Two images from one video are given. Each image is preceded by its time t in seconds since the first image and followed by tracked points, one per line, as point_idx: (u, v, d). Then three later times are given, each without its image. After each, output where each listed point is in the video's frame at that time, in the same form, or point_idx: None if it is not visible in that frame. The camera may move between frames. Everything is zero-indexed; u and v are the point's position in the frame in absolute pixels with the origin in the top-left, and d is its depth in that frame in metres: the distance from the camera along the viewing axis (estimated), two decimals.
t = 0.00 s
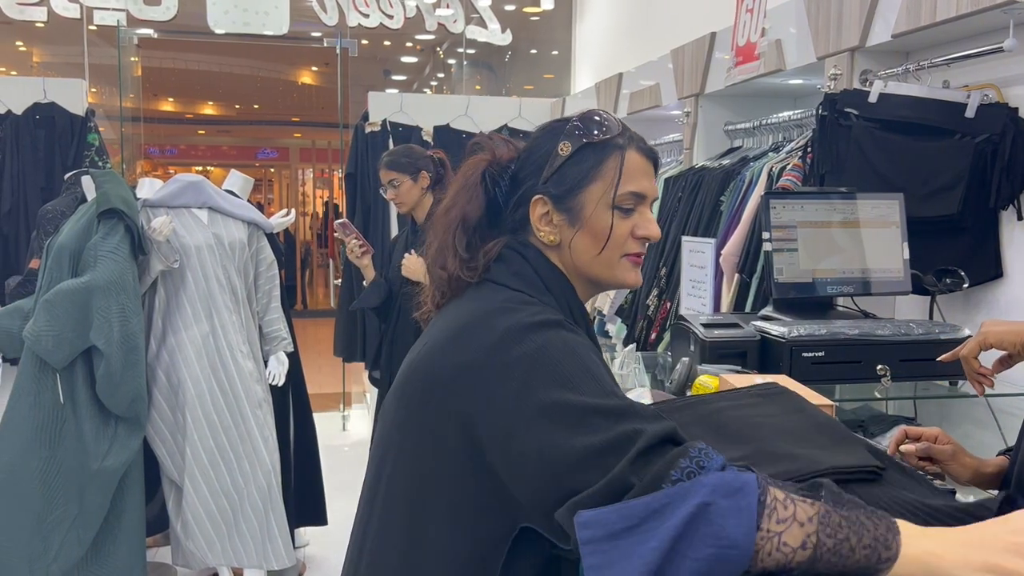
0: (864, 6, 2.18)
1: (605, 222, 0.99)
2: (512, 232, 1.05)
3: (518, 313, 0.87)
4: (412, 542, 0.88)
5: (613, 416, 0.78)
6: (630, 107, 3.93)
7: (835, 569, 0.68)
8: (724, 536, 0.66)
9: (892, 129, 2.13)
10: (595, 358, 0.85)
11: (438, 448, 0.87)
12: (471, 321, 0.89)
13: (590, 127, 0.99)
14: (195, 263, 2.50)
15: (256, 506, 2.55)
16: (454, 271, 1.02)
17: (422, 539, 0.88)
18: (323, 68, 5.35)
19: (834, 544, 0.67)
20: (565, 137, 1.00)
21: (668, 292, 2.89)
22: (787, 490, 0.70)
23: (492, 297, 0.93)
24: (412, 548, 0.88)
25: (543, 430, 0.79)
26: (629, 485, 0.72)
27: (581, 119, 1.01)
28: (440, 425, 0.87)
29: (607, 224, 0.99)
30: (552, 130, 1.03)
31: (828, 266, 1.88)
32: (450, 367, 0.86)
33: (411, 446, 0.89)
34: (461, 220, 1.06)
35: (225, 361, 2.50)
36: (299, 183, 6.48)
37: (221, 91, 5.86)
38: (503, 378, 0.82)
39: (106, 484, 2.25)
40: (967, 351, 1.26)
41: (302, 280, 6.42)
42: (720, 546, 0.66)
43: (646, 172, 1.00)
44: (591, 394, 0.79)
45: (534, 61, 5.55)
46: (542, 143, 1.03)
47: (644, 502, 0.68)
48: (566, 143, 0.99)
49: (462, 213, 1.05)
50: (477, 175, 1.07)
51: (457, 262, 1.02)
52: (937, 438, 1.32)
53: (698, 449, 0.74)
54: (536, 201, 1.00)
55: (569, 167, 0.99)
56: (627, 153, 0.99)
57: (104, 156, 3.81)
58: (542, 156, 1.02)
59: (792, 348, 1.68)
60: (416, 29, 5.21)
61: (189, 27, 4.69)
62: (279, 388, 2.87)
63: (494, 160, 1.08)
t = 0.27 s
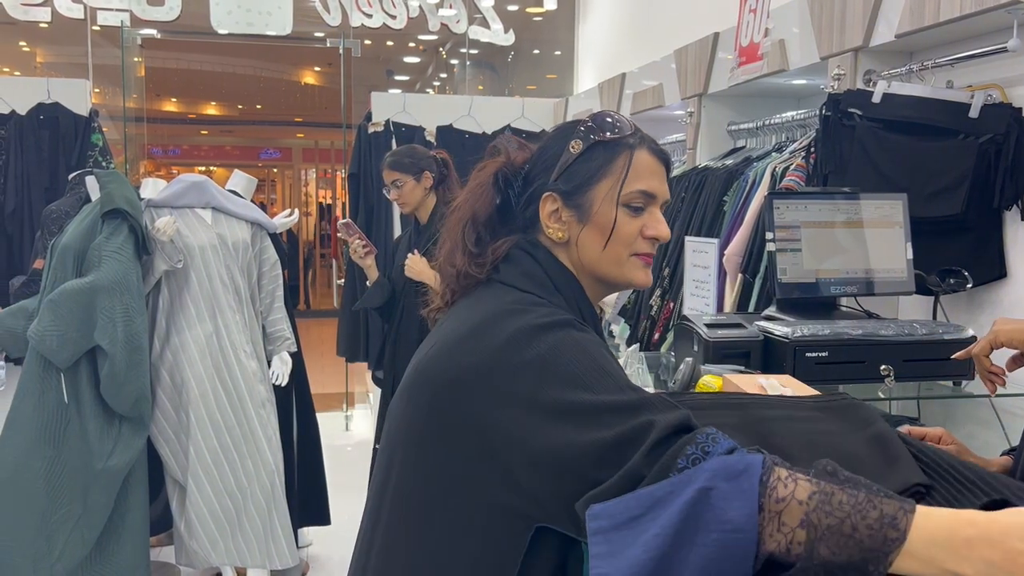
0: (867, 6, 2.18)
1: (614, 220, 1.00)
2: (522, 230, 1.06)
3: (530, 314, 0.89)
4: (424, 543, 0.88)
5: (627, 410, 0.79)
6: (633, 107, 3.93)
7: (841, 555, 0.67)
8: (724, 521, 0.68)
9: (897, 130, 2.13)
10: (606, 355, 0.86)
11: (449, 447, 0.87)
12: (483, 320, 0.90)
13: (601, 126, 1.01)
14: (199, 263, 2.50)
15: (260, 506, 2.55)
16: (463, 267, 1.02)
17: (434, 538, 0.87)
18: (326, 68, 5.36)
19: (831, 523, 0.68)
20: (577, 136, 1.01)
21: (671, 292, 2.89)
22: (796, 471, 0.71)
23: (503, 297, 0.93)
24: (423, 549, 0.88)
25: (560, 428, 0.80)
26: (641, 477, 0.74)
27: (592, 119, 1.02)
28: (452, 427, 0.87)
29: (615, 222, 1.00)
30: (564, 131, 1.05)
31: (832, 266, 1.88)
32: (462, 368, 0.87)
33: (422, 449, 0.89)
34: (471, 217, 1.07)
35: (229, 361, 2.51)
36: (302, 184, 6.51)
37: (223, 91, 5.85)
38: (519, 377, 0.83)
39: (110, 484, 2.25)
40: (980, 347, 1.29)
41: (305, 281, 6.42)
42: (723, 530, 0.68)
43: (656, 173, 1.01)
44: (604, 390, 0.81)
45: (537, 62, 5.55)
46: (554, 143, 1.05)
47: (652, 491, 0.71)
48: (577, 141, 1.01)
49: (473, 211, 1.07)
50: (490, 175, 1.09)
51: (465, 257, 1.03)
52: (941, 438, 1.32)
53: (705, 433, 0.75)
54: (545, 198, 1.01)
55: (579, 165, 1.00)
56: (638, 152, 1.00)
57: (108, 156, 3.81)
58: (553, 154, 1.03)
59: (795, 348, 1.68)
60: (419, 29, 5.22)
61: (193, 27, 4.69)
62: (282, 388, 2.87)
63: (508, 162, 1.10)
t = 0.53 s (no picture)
0: (870, 6, 2.18)
1: (621, 221, 0.99)
2: (529, 231, 1.06)
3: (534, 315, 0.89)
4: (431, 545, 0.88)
5: (632, 410, 0.80)
6: (636, 107, 3.93)
7: (862, 534, 0.70)
8: (741, 511, 0.70)
9: (900, 130, 2.13)
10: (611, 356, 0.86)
11: (453, 449, 0.87)
12: (487, 321, 0.90)
13: (609, 127, 1.00)
14: (203, 263, 2.50)
15: (263, 506, 2.56)
16: (470, 268, 1.03)
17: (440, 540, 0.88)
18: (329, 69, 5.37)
19: (851, 506, 0.71)
20: (585, 138, 1.01)
21: (674, 293, 2.89)
22: (806, 459, 0.74)
23: (507, 298, 0.94)
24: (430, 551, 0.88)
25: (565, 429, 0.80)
26: (651, 475, 0.75)
27: (599, 120, 1.02)
28: (456, 430, 0.87)
29: (622, 223, 0.99)
30: (570, 132, 1.05)
31: (834, 267, 1.88)
32: (466, 370, 0.87)
33: (426, 451, 0.89)
34: (478, 219, 1.08)
35: (231, 362, 2.51)
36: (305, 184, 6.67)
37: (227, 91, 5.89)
38: (525, 379, 0.83)
39: (113, 484, 2.26)
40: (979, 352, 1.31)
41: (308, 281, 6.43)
42: (743, 521, 0.70)
43: (664, 175, 1.00)
44: (609, 391, 0.81)
45: (540, 62, 5.56)
46: (561, 144, 1.04)
47: (666, 485, 0.72)
48: (585, 143, 1.00)
49: (479, 213, 1.08)
50: (495, 175, 1.09)
51: (471, 258, 1.04)
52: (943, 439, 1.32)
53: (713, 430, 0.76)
54: (552, 199, 1.01)
55: (587, 167, 0.99)
56: (645, 154, 1.00)
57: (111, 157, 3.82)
58: (560, 156, 1.03)
59: (798, 348, 1.68)
60: (422, 30, 5.22)
61: (196, 28, 4.71)
62: (285, 388, 2.87)
63: (513, 162, 1.09)
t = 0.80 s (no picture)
0: (873, 6, 2.18)
1: (620, 218, 1.00)
2: (526, 230, 1.06)
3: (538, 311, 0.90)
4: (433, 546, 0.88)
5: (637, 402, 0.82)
6: (638, 108, 3.93)
7: (880, 522, 0.76)
8: (761, 495, 0.75)
9: (903, 131, 2.13)
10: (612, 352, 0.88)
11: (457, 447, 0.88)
12: (493, 316, 0.91)
13: (604, 125, 1.00)
14: (206, 264, 2.51)
15: (265, 506, 2.56)
16: (468, 270, 1.03)
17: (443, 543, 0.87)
18: (331, 70, 5.38)
19: (868, 496, 0.77)
20: (580, 137, 1.01)
21: (677, 294, 2.89)
22: (819, 457, 0.79)
23: (506, 297, 0.94)
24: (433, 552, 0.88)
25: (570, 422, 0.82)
26: (667, 463, 0.78)
27: (594, 119, 1.02)
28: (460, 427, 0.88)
29: (621, 220, 1.00)
30: (565, 130, 1.05)
31: (837, 267, 1.88)
32: (471, 366, 0.88)
33: (429, 449, 0.89)
34: (475, 221, 1.08)
35: (234, 362, 2.51)
36: (308, 185, 6.64)
37: (230, 94, 5.87)
38: (529, 374, 0.85)
39: (116, 484, 2.26)
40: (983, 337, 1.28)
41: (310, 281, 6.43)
42: (761, 505, 0.75)
43: (660, 171, 1.01)
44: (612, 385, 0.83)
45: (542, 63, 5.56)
46: (557, 143, 1.04)
47: (690, 467, 0.75)
48: (582, 142, 1.01)
49: (474, 216, 1.08)
50: (489, 175, 1.09)
51: (471, 260, 1.04)
52: (946, 439, 1.32)
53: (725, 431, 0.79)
54: (551, 199, 1.01)
55: (586, 165, 1.00)
56: (641, 150, 1.00)
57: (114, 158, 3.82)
58: (557, 154, 1.03)
59: (800, 349, 1.68)
60: (424, 31, 5.24)
61: (199, 29, 4.71)
62: (287, 389, 2.87)
63: (505, 162, 1.09)
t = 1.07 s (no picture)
0: (875, 8, 2.19)
1: (604, 220, 0.99)
2: (512, 229, 1.03)
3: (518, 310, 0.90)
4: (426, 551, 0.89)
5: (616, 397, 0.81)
6: (640, 110, 3.93)
7: (856, 506, 0.76)
8: (737, 485, 0.74)
9: (905, 132, 2.13)
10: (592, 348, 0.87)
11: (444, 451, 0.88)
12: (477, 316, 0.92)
13: (588, 125, 0.99)
14: (208, 265, 2.51)
15: (267, 506, 2.56)
16: (460, 269, 1.00)
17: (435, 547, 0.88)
18: (333, 71, 5.39)
19: (842, 480, 0.77)
20: (564, 136, 0.99)
21: (678, 295, 2.89)
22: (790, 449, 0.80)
23: (494, 295, 0.95)
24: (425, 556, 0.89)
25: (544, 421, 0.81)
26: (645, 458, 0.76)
27: (576, 117, 1.00)
28: (445, 431, 0.88)
29: (605, 222, 0.99)
30: (546, 128, 1.02)
31: (839, 268, 1.88)
32: (453, 369, 0.88)
33: (418, 453, 0.90)
34: (460, 222, 1.01)
35: (237, 364, 2.52)
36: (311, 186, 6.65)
37: (233, 95, 5.88)
38: (508, 376, 0.85)
39: (119, 485, 2.26)
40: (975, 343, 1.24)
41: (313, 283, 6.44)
42: (739, 496, 0.74)
43: (641, 171, 1.01)
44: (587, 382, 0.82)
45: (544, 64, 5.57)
46: (538, 141, 1.02)
47: (668, 460, 0.75)
48: (564, 142, 0.99)
49: (466, 212, 1.01)
50: (470, 169, 1.03)
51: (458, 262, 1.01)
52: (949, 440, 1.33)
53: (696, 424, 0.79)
54: (535, 200, 1.00)
55: (569, 166, 0.98)
56: (624, 150, 0.99)
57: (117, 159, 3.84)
58: (540, 152, 1.01)
59: (803, 351, 1.68)
60: (426, 32, 5.25)
61: (202, 31, 4.72)
62: (290, 390, 2.88)
63: (486, 152, 1.04)
